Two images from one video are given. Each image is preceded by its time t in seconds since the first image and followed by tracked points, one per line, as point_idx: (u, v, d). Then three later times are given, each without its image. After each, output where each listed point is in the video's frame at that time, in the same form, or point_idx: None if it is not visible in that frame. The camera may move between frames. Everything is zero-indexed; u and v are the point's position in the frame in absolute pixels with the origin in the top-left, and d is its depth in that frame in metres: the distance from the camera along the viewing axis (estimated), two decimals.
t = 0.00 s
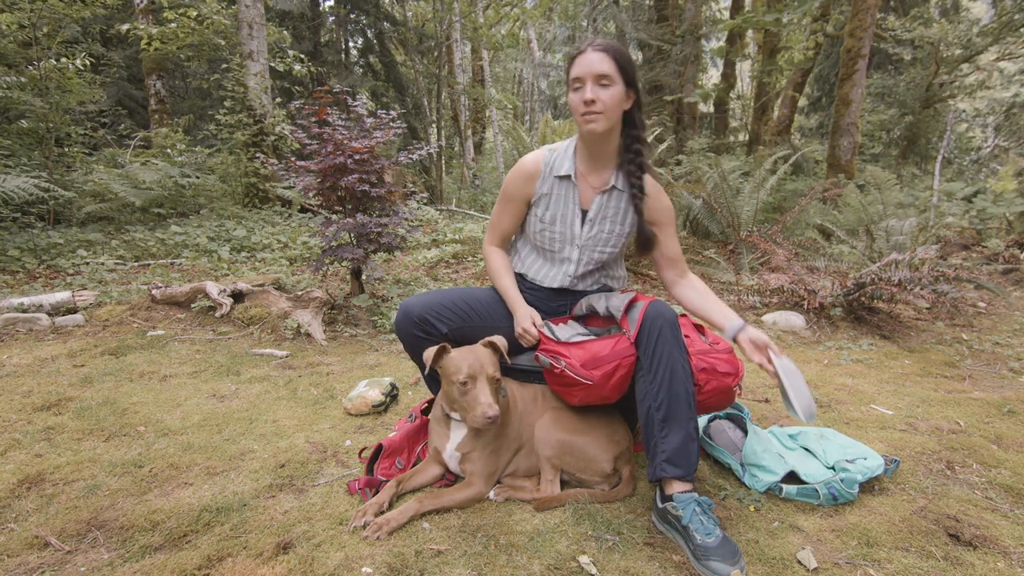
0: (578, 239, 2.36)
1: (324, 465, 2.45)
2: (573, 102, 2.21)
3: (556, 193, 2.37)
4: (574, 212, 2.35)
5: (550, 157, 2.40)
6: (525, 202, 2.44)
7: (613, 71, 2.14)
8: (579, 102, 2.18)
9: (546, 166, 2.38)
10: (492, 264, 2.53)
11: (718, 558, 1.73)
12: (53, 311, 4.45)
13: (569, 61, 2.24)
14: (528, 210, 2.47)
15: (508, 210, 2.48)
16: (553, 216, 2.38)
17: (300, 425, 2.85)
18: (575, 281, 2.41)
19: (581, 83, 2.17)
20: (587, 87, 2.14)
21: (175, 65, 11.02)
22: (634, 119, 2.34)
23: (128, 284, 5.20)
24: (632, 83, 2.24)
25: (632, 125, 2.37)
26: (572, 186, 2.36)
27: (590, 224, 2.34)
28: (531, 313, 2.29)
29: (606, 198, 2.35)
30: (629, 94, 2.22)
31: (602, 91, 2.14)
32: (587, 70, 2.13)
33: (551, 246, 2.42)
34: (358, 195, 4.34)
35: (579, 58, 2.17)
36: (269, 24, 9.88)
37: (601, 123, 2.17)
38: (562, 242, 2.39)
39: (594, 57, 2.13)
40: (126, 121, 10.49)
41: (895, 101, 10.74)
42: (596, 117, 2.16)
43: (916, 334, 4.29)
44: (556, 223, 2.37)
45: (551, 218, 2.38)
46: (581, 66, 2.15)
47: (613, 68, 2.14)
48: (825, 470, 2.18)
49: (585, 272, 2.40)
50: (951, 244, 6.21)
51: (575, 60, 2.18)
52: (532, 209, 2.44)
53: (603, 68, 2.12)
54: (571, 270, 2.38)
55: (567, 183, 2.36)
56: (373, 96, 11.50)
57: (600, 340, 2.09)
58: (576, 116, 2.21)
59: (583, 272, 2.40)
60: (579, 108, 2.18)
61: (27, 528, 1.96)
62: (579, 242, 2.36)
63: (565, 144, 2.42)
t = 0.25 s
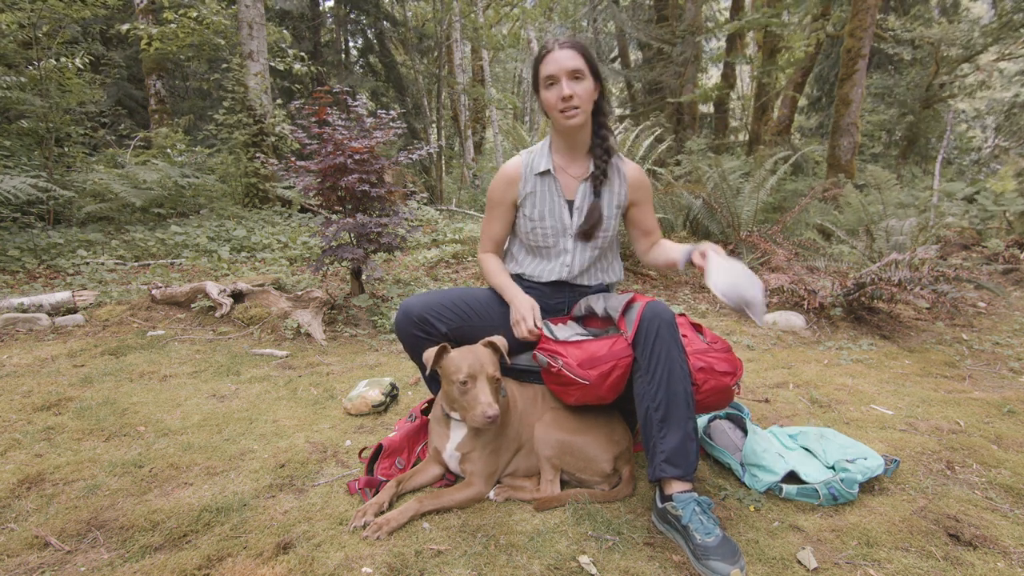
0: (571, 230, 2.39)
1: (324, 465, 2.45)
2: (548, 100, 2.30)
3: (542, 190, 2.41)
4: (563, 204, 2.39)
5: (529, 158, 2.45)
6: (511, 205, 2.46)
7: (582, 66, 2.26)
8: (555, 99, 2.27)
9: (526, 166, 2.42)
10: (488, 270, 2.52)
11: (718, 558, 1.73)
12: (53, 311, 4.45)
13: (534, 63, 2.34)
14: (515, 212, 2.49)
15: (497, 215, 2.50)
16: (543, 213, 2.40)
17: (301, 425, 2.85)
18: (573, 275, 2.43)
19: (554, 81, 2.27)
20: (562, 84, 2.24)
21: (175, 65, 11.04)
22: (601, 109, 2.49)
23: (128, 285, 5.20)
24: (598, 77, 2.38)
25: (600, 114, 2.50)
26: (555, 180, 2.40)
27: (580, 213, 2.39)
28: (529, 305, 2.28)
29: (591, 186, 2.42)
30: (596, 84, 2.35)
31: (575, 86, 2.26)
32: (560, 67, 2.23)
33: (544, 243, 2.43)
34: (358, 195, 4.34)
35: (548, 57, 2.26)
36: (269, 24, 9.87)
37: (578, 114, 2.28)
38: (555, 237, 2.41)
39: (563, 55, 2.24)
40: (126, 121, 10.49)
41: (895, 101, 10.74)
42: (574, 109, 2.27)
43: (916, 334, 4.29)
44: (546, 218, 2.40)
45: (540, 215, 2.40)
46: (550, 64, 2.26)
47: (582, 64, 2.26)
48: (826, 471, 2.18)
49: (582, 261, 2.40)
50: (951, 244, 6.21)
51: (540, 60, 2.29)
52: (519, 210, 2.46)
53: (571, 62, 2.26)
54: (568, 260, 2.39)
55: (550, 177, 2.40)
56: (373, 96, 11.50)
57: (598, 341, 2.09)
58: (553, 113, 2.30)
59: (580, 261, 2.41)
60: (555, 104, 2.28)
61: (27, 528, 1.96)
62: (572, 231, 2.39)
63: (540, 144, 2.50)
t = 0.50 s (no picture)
0: (563, 223, 2.40)
1: (324, 465, 2.45)
2: (531, 105, 2.37)
3: (532, 188, 2.46)
4: (552, 198, 2.43)
5: (517, 161, 2.53)
6: (502, 205, 2.51)
7: (562, 70, 2.32)
8: (538, 102, 2.34)
9: (513, 168, 2.50)
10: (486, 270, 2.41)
11: (718, 557, 1.73)
12: (53, 312, 4.44)
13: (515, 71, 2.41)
14: (508, 213, 2.54)
15: (492, 218, 2.54)
16: (534, 209, 2.44)
17: (300, 425, 2.85)
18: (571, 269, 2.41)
19: (537, 86, 2.33)
20: (545, 89, 2.31)
21: (175, 65, 11.04)
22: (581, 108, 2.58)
23: (128, 284, 5.20)
24: (578, 79, 2.45)
25: (580, 113, 2.60)
26: (543, 176, 2.46)
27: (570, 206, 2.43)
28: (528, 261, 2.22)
29: (578, 178, 2.46)
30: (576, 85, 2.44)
31: (556, 89, 2.33)
32: (541, 73, 2.30)
33: (539, 239, 2.45)
34: (358, 195, 4.34)
35: (528, 64, 2.32)
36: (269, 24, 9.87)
37: (560, 115, 2.34)
38: (548, 231, 2.43)
39: (544, 61, 2.30)
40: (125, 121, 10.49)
41: (895, 101, 10.74)
42: (557, 111, 2.33)
43: (916, 334, 4.29)
44: (538, 213, 2.44)
45: (531, 212, 2.44)
46: (531, 70, 2.32)
47: (562, 66, 2.33)
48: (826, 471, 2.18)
49: (577, 252, 2.39)
50: (951, 245, 6.21)
51: (518, 66, 2.37)
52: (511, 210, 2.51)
53: (552, 66, 2.30)
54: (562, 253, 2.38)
55: (538, 175, 2.46)
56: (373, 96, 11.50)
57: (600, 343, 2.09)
58: (537, 115, 2.37)
59: (575, 252, 2.39)
60: (539, 108, 2.35)
61: (27, 528, 1.96)
62: (565, 224, 2.41)
63: (527, 148, 2.57)
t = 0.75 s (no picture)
0: (555, 225, 2.44)
1: (324, 465, 2.45)
2: (521, 109, 2.38)
3: (524, 191, 2.50)
4: (543, 200, 2.47)
5: (511, 164, 2.57)
6: (497, 208, 2.57)
7: (551, 75, 2.31)
8: (528, 108, 2.35)
9: (507, 171, 2.55)
10: (487, 276, 2.47)
11: (718, 557, 1.73)
12: (53, 312, 4.45)
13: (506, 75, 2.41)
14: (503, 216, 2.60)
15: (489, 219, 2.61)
16: (527, 211, 2.49)
17: (300, 425, 2.85)
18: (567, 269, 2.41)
19: (526, 92, 2.33)
20: (534, 95, 2.31)
21: (174, 65, 11.04)
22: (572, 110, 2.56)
23: (128, 285, 5.20)
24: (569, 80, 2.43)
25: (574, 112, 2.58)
26: (534, 179, 2.51)
27: (562, 207, 2.45)
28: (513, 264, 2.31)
29: (570, 180, 2.47)
30: (567, 89, 2.43)
31: (545, 94, 2.32)
32: (531, 79, 2.29)
33: (533, 240, 2.49)
34: (358, 195, 4.34)
35: (518, 69, 2.32)
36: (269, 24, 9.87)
37: (549, 120, 2.35)
38: (542, 233, 2.47)
39: (534, 67, 2.29)
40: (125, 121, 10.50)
41: (895, 101, 10.73)
42: (546, 117, 2.34)
43: (916, 334, 4.29)
44: (530, 215, 2.48)
45: (524, 214, 2.49)
46: (521, 75, 2.31)
47: (551, 71, 2.32)
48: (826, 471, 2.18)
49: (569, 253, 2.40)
50: (951, 244, 6.21)
51: (507, 72, 2.38)
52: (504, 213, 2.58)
53: (542, 71, 2.29)
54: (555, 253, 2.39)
55: (529, 178, 2.51)
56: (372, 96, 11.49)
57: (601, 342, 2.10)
58: (527, 120, 2.38)
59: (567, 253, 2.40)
60: (528, 114, 2.36)
61: (27, 528, 1.96)
62: (556, 225, 2.44)
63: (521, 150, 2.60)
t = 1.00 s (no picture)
0: (553, 227, 2.44)
1: (324, 465, 2.46)
2: (519, 113, 2.37)
3: (520, 194, 2.51)
4: (540, 203, 2.48)
5: (506, 166, 2.56)
6: (495, 212, 2.60)
7: (550, 80, 2.31)
8: (526, 113, 2.34)
9: (503, 174, 2.54)
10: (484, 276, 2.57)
11: (718, 557, 1.73)
12: (53, 312, 4.45)
13: (502, 79, 2.40)
14: (501, 217, 2.62)
15: (486, 222, 2.63)
16: (525, 215, 2.50)
17: (301, 425, 2.85)
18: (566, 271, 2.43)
19: (524, 96, 2.33)
20: (533, 101, 2.31)
21: (174, 66, 11.04)
22: (568, 110, 2.55)
23: (128, 284, 5.20)
24: (565, 82, 2.43)
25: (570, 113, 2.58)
26: (531, 182, 2.50)
27: (560, 209, 2.45)
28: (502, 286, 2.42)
29: (567, 181, 2.48)
30: (563, 91, 2.43)
31: (543, 99, 2.32)
32: (530, 85, 2.28)
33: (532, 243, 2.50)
34: (358, 195, 4.35)
35: (515, 74, 2.30)
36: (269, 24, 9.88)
37: (547, 125, 2.35)
38: (540, 235, 2.47)
39: (532, 72, 2.27)
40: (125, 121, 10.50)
41: (895, 101, 10.73)
42: (544, 122, 2.34)
43: (916, 334, 4.29)
44: (528, 218, 2.49)
45: (521, 217, 2.50)
46: (519, 80, 2.30)
47: (549, 75, 2.31)
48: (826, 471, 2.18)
49: (569, 256, 2.42)
50: (951, 244, 6.21)
51: (503, 74, 2.36)
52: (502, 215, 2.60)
53: (541, 76, 2.29)
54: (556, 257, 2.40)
55: (526, 180, 2.51)
56: (373, 96, 11.50)
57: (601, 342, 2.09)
58: (524, 124, 2.38)
59: (567, 256, 2.42)
60: (526, 118, 2.35)
61: (27, 527, 1.95)
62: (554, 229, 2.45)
63: (516, 152, 2.60)
